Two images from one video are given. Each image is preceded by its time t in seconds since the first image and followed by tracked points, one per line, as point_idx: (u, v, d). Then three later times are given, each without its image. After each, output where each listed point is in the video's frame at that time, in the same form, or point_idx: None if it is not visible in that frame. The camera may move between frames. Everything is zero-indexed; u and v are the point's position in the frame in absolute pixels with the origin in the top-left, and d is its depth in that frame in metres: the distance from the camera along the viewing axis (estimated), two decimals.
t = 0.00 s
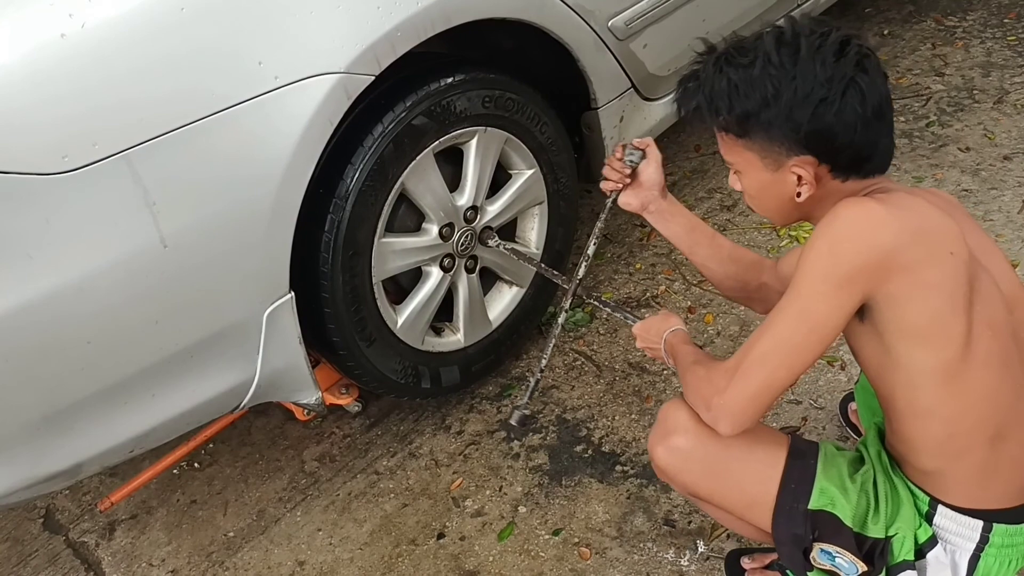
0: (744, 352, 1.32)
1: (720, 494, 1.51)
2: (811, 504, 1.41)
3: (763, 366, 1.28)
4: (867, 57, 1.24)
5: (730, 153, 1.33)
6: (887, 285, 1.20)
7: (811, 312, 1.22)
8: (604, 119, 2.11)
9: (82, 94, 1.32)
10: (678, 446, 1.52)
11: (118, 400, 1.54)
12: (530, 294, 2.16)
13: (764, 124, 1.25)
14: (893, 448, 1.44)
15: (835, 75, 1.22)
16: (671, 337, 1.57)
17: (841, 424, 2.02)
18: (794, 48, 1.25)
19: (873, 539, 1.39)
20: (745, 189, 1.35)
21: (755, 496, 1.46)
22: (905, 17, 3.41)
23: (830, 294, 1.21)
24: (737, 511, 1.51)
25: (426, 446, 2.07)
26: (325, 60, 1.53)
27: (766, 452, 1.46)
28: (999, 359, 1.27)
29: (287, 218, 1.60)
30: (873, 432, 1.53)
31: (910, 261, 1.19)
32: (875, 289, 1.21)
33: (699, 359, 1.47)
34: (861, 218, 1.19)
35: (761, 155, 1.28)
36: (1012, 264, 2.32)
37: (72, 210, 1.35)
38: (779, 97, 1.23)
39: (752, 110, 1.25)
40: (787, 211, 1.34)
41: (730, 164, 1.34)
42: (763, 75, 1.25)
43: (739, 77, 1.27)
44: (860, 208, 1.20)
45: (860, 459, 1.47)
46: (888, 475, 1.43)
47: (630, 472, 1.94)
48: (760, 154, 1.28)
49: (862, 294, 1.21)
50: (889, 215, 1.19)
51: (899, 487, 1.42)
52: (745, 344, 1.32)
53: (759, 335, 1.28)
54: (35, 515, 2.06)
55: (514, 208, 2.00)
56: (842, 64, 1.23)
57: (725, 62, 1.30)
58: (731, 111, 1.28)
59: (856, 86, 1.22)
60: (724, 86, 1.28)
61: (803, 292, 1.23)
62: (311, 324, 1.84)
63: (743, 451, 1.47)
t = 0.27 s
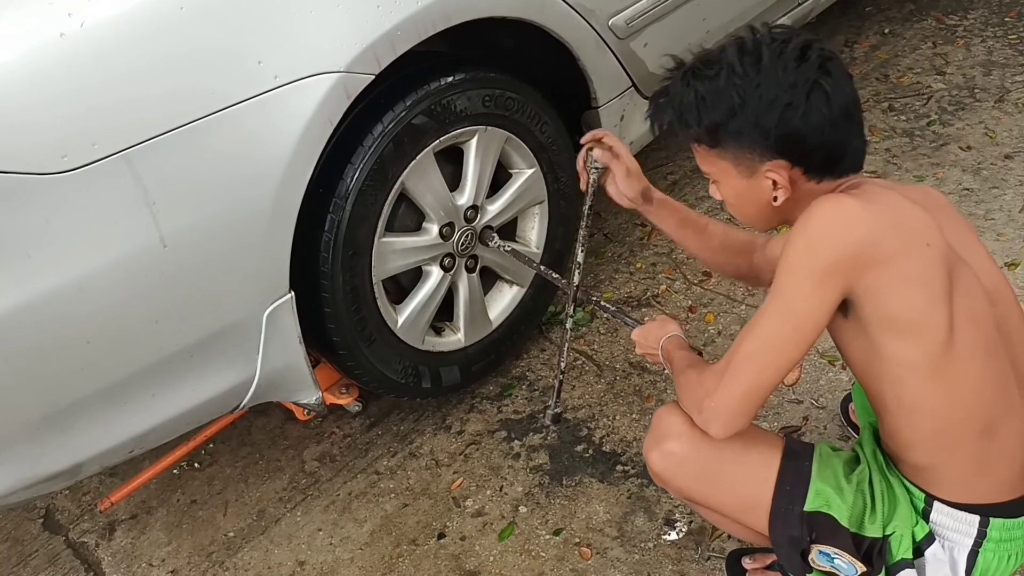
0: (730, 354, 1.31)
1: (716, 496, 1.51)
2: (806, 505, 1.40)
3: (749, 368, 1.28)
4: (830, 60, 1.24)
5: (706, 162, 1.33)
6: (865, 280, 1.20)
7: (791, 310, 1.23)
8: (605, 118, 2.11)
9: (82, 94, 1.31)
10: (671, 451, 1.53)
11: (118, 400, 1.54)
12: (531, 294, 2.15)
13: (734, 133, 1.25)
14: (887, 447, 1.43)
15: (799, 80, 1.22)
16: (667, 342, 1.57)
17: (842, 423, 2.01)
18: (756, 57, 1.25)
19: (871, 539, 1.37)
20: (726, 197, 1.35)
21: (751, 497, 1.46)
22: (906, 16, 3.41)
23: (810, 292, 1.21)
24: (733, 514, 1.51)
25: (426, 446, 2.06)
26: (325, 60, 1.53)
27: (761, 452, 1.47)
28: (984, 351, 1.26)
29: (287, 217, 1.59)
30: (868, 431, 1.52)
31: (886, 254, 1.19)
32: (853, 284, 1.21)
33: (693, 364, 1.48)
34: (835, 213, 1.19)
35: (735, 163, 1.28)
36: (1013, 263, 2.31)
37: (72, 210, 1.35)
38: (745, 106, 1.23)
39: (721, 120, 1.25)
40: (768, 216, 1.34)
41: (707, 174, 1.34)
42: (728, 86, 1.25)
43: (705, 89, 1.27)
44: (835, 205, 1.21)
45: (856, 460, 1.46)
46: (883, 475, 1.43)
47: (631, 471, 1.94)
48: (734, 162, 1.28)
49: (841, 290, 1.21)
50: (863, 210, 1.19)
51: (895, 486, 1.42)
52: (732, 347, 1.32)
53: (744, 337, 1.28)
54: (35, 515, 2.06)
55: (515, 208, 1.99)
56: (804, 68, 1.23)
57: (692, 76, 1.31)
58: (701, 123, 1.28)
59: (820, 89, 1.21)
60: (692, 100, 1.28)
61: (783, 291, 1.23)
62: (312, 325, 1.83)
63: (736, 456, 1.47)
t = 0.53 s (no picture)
0: (721, 359, 1.32)
1: (713, 500, 1.50)
2: (802, 508, 1.41)
3: (737, 374, 1.29)
4: (789, 67, 1.23)
5: (683, 178, 1.32)
6: (844, 281, 1.21)
7: (773, 314, 1.23)
8: (604, 117, 2.11)
9: (81, 93, 1.31)
10: (667, 456, 1.51)
11: (118, 400, 1.53)
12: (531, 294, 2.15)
13: (704, 147, 1.24)
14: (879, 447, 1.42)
15: (759, 90, 1.21)
16: (669, 334, 1.61)
17: (842, 423, 2.01)
18: (716, 71, 1.25)
19: (868, 540, 1.37)
20: (708, 208, 1.35)
21: (748, 500, 1.45)
22: (906, 14, 3.40)
23: (790, 295, 1.21)
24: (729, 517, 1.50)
25: (426, 446, 2.06)
26: (323, 59, 1.52)
27: (759, 454, 1.46)
28: (969, 349, 1.25)
29: (287, 217, 1.59)
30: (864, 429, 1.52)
31: (863, 254, 1.19)
32: (833, 285, 1.21)
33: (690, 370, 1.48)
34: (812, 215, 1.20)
35: (708, 177, 1.27)
36: (1013, 262, 2.31)
37: (71, 209, 1.34)
38: (710, 122, 1.23)
39: (689, 137, 1.25)
40: (749, 223, 1.33)
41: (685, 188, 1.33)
42: (692, 103, 1.25)
43: (671, 108, 1.27)
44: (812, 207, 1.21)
45: (853, 461, 1.46)
46: (880, 475, 1.42)
47: (631, 471, 1.94)
48: (708, 177, 1.27)
49: (821, 291, 1.21)
50: (839, 210, 1.20)
51: (891, 486, 1.41)
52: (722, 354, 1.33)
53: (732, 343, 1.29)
54: (35, 516, 2.05)
55: (514, 207, 1.99)
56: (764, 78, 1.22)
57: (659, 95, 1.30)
58: (671, 141, 1.27)
59: (782, 97, 1.21)
60: (660, 119, 1.28)
61: (766, 295, 1.23)
62: (311, 325, 1.83)
63: (733, 459, 1.46)
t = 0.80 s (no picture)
0: (721, 355, 1.32)
1: (714, 472, 1.52)
2: (800, 482, 1.42)
3: (738, 373, 1.30)
4: (803, 63, 1.25)
5: (696, 176, 1.34)
6: (859, 292, 1.19)
7: (781, 322, 1.23)
8: (605, 116, 2.11)
9: (83, 93, 1.31)
10: (672, 422, 1.56)
11: (119, 400, 1.54)
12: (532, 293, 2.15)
13: (716, 144, 1.26)
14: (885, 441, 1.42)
15: (773, 86, 1.23)
16: (664, 297, 1.59)
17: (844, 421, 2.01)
18: (729, 67, 1.26)
19: (860, 525, 1.39)
20: (720, 207, 1.36)
21: (748, 474, 1.47)
22: (907, 13, 3.40)
23: (801, 305, 1.21)
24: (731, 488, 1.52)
25: (427, 445, 2.06)
26: (326, 58, 1.53)
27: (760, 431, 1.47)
28: (982, 361, 1.24)
29: (288, 217, 1.59)
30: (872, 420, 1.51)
31: (883, 267, 1.17)
32: (847, 296, 1.20)
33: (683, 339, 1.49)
34: (831, 226, 1.18)
35: (721, 174, 1.29)
36: (1014, 261, 2.31)
37: (73, 209, 1.34)
38: (722, 119, 1.25)
39: (701, 134, 1.27)
40: (764, 222, 1.34)
41: (700, 187, 1.35)
42: (705, 99, 1.26)
43: (682, 104, 1.29)
44: (832, 215, 1.19)
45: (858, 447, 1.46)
46: (884, 465, 1.42)
47: (632, 470, 1.94)
48: (721, 174, 1.29)
49: (834, 302, 1.20)
50: (860, 221, 1.18)
51: (892, 477, 1.41)
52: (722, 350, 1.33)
53: (734, 342, 1.29)
54: (36, 514, 2.05)
55: (515, 206, 1.99)
56: (778, 74, 1.24)
57: (671, 91, 1.32)
58: (683, 139, 1.29)
59: (797, 93, 1.22)
60: (671, 116, 1.30)
61: (775, 301, 1.22)
62: (312, 324, 1.83)
63: (734, 431, 1.48)
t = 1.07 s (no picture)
0: (721, 346, 1.33)
1: (730, 472, 1.52)
2: (819, 489, 1.41)
3: (735, 367, 1.30)
4: (842, 76, 1.22)
5: (724, 187, 1.32)
6: (884, 310, 1.20)
7: (796, 330, 1.23)
8: (607, 116, 2.11)
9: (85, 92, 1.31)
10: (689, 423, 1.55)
11: (122, 399, 1.54)
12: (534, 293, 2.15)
13: (748, 159, 1.23)
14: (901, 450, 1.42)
15: (812, 101, 1.20)
16: (658, 296, 1.60)
17: (845, 421, 2.01)
18: (765, 80, 1.23)
19: (876, 534, 1.38)
20: (748, 217, 1.35)
21: (765, 476, 1.47)
22: (909, 14, 3.40)
23: (822, 317, 1.21)
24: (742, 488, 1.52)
25: (429, 444, 2.06)
26: (329, 57, 1.53)
27: (778, 434, 1.47)
28: (1001, 383, 1.25)
29: (291, 216, 1.59)
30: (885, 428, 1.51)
31: (912, 287, 1.18)
32: (870, 313, 1.20)
33: (677, 332, 1.50)
34: (861, 243, 1.18)
35: (753, 188, 1.27)
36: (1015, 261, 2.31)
37: (75, 208, 1.34)
38: (757, 133, 1.22)
39: (732, 149, 1.24)
40: (793, 230, 1.34)
41: (726, 196, 1.33)
42: (738, 112, 1.23)
43: (713, 116, 1.25)
44: (863, 232, 1.19)
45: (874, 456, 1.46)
46: (900, 475, 1.42)
47: (633, 469, 1.94)
48: (753, 187, 1.27)
49: (856, 316, 1.21)
50: (893, 241, 1.18)
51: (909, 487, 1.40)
52: (722, 344, 1.33)
53: (738, 340, 1.29)
54: (38, 513, 2.06)
55: (517, 206, 1.99)
56: (817, 88, 1.21)
57: (700, 101, 1.28)
58: (712, 152, 1.27)
59: (836, 109, 1.19)
60: (701, 128, 1.27)
61: (792, 310, 1.22)
62: (314, 322, 1.84)
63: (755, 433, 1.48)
